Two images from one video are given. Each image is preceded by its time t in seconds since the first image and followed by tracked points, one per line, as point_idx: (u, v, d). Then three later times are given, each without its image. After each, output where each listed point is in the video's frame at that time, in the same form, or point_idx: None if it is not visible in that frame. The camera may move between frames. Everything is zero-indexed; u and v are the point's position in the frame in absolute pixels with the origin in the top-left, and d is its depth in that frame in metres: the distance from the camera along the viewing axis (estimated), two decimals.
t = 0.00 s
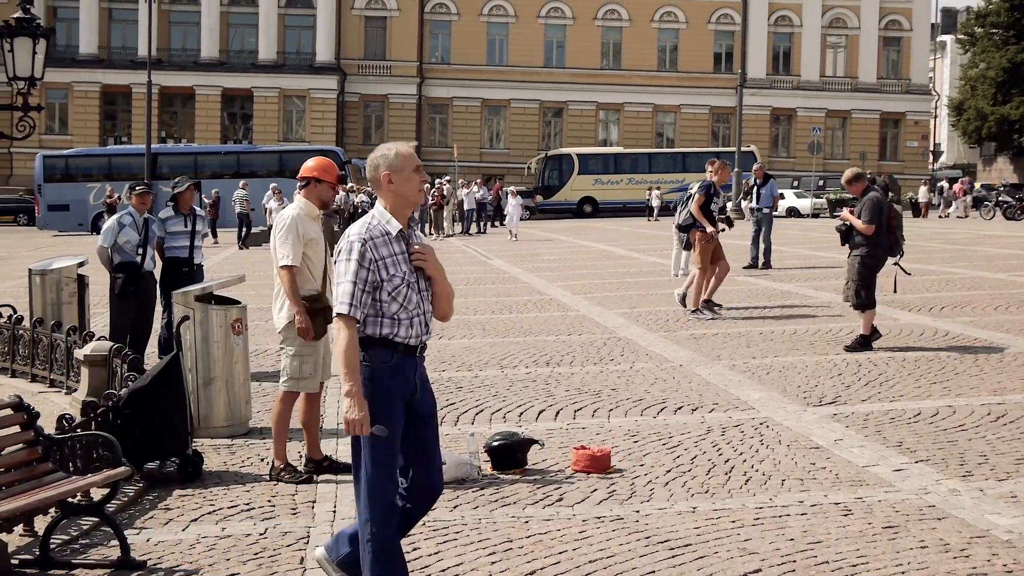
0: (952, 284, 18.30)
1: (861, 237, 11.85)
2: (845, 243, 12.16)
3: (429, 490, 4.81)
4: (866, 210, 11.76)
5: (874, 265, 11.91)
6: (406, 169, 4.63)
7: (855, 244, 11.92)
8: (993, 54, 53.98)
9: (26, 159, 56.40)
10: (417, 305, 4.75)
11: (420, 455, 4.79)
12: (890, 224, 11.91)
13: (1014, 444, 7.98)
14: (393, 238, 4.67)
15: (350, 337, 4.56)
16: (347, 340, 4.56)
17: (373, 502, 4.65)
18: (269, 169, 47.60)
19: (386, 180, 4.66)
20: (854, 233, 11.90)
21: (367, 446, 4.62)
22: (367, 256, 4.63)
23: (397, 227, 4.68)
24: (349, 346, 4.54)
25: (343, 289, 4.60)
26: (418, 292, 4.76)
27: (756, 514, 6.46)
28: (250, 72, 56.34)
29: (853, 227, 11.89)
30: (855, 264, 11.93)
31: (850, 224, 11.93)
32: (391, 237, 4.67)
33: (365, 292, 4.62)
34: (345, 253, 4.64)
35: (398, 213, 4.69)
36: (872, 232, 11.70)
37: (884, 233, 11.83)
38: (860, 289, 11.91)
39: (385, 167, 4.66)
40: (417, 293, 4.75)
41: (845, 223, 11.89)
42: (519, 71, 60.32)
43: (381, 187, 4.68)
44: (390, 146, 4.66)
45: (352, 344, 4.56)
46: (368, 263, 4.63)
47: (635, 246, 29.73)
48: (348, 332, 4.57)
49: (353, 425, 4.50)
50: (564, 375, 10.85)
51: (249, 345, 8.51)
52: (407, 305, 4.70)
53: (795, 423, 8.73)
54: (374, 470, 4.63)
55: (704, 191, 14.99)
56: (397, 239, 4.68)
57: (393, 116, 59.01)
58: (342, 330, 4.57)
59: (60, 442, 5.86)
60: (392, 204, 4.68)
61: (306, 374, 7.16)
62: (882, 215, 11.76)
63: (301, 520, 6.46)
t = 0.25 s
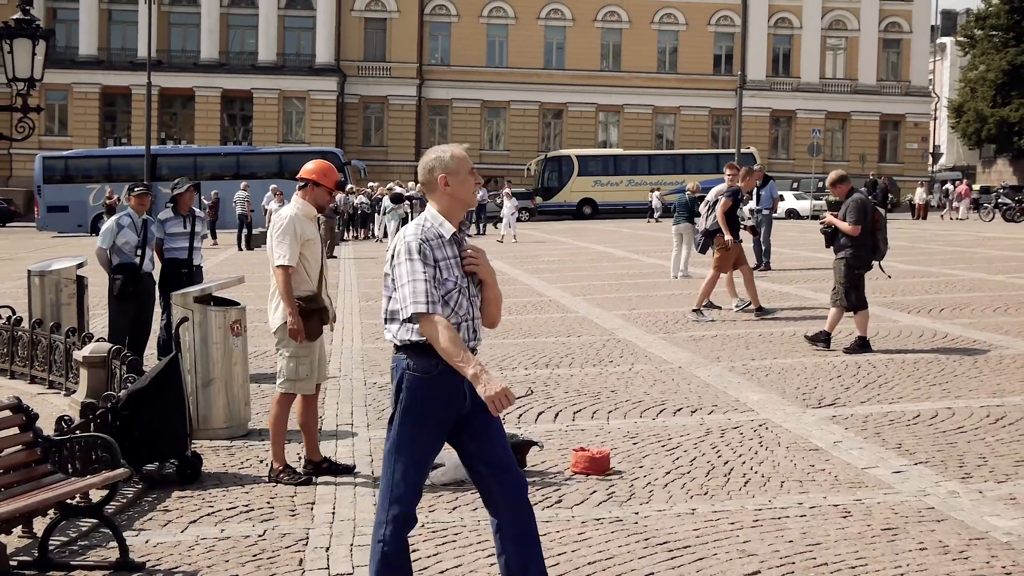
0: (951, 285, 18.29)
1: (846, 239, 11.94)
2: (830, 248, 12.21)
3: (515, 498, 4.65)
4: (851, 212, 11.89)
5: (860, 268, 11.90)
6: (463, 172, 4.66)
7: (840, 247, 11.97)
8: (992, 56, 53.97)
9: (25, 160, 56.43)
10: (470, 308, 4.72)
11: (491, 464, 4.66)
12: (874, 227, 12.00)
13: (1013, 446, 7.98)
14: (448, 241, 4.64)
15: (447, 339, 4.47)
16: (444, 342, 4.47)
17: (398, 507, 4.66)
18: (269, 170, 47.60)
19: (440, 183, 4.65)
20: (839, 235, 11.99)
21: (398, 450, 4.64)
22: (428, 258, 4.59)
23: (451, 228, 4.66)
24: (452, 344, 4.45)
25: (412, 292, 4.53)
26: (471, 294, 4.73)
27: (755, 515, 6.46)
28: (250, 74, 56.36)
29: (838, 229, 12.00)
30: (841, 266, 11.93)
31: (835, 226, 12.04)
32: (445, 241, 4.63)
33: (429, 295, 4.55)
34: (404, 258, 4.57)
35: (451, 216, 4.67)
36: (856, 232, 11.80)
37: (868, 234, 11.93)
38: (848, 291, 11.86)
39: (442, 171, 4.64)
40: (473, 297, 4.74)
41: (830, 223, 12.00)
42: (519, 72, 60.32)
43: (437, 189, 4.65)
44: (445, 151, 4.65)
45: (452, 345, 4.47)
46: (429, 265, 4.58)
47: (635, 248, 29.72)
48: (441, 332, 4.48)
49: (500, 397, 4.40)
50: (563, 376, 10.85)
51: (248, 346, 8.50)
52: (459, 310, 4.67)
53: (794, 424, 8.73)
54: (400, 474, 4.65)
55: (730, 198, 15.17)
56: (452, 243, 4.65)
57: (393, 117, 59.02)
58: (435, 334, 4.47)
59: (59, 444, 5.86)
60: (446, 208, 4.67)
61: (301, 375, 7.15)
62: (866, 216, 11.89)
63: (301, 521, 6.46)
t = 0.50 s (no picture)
0: (949, 286, 18.29)
1: (827, 239, 11.91)
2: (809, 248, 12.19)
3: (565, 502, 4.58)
4: (833, 213, 11.87)
5: (840, 269, 11.95)
6: (529, 166, 4.62)
7: (821, 248, 11.96)
8: (990, 57, 53.98)
9: (22, 158, 56.38)
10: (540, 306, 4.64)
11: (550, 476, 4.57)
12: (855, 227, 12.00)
13: (1009, 447, 7.98)
14: (514, 238, 4.58)
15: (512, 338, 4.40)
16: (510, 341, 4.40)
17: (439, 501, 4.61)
18: (266, 169, 47.56)
19: (508, 181, 4.62)
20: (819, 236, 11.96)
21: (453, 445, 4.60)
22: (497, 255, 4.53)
23: (519, 224, 4.60)
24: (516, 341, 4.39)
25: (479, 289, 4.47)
26: (539, 293, 4.66)
27: (751, 515, 6.46)
28: (247, 72, 56.32)
29: (819, 229, 11.97)
30: (822, 268, 11.96)
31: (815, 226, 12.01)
32: (513, 238, 4.57)
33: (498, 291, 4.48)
34: (472, 254, 4.50)
35: (519, 213, 4.62)
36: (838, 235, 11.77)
37: (849, 236, 11.92)
38: (829, 293, 11.91)
39: (509, 170, 4.61)
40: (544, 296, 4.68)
41: (811, 225, 11.96)
42: (517, 72, 60.28)
43: (506, 186, 4.62)
44: (514, 147, 4.62)
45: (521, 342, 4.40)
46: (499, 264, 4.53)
47: (632, 248, 29.71)
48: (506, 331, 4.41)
49: (575, 396, 4.33)
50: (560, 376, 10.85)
51: (244, 345, 8.49)
52: (527, 307, 4.59)
53: (791, 425, 8.73)
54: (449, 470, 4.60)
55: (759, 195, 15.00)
56: (519, 238, 4.58)
57: (391, 117, 58.99)
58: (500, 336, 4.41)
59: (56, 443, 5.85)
60: (512, 205, 4.63)
61: (298, 374, 7.16)
62: (847, 218, 11.84)
63: (297, 520, 6.45)
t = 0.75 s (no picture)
0: (945, 283, 18.32)
1: (811, 234, 12.01)
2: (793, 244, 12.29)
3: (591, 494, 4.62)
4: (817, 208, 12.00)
5: (821, 265, 12.01)
6: (602, 159, 4.41)
7: (805, 242, 12.04)
8: (988, 55, 54.02)
9: (19, 154, 56.33)
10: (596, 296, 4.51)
11: (595, 456, 4.61)
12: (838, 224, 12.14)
13: (1006, 443, 7.98)
14: (567, 227, 4.46)
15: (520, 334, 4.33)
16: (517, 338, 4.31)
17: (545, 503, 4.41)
18: (264, 165, 47.53)
19: (573, 170, 4.46)
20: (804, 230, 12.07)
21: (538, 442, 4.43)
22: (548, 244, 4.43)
23: (573, 213, 4.47)
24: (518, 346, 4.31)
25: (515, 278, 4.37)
26: (596, 282, 4.53)
27: (748, 511, 6.46)
28: (245, 68, 56.26)
29: (803, 224, 12.09)
30: (804, 261, 12.01)
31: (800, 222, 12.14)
32: (566, 224, 4.45)
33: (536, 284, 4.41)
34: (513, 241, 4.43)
35: (574, 204, 4.48)
36: (823, 228, 11.88)
37: (832, 231, 12.02)
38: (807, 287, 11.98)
39: (572, 159, 4.46)
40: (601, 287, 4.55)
41: (796, 219, 12.08)
42: (514, 68, 60.24)
43: (571, 175, 4.46)
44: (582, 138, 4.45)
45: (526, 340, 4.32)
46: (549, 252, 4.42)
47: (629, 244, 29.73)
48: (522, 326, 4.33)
49: (538, 415, 4.26)
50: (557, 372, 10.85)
51: (241, 341, 8.48)
52: (580, 296, 4.46)
53: (787, 421, 8.73)
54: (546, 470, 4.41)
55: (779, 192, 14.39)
56: (572, 227, 4.46)
57: (388, 113, 58.98)
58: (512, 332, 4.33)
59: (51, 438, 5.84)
60: (572, 195, 4.49)
61: (293, 369, 7.14)
62: (832, 212, 11.97)
63: (294, 516, 6.45)
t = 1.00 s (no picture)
0: (942, 274, 18.30)
1: (793, 226, 12.04)
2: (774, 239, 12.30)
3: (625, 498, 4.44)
4: (800, 200, 12.10)
5: (804, 257, 12.02)
6: (655, 170, 4.28)
7: (788, 235, 12.06)
8: (986, 46, 53.96)
9: (16, 143, 56.26)
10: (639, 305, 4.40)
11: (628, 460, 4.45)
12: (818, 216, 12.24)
13: (1002, 435, 7.99)
14: (610, 228, 4.36)
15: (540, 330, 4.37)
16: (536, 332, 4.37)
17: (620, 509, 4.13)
18: (260, 155, 47.51)
19: (623, 175, 4.34)
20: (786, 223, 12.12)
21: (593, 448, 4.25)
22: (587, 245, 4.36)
23: (618, 216, 4.36)
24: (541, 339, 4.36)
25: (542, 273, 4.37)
26: (639, 287, 4.42)
27: (744, 501, 6.48)
28: (242, 58, 56.20)
29: (786, 217, 12.13)
30: (786, 255, 12.01)
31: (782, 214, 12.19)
32: (607, 227, 4.36)
33: (561, 282, 4.37)
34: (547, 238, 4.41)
35: (621, 208, 4.37)
36: (806, 220, 11.95)
37: (815, 223, 12.09)
38: (787, 279, 11.94)
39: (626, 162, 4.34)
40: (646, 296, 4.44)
41: (779, 211, 12.14)
42: (511, 59, 60.16)
43: (621, 179, 4.34)
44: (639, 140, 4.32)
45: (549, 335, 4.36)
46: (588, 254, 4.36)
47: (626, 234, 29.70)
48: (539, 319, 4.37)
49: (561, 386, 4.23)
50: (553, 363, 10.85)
51: (239, 330, 8.45)
52: (619, 301, 4.36)
53: (784, 411, 8.74)
54: (609, 474, 4.20)
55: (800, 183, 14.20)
56: (615, 229, 4.37)
57: (385, 103, 58.99)
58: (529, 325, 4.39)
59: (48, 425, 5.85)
60: (622, 200, 4.36)
61: (283, 359, 7.13)
62: (813, 204, 12.08)
63: (290, 505, 6.45)
